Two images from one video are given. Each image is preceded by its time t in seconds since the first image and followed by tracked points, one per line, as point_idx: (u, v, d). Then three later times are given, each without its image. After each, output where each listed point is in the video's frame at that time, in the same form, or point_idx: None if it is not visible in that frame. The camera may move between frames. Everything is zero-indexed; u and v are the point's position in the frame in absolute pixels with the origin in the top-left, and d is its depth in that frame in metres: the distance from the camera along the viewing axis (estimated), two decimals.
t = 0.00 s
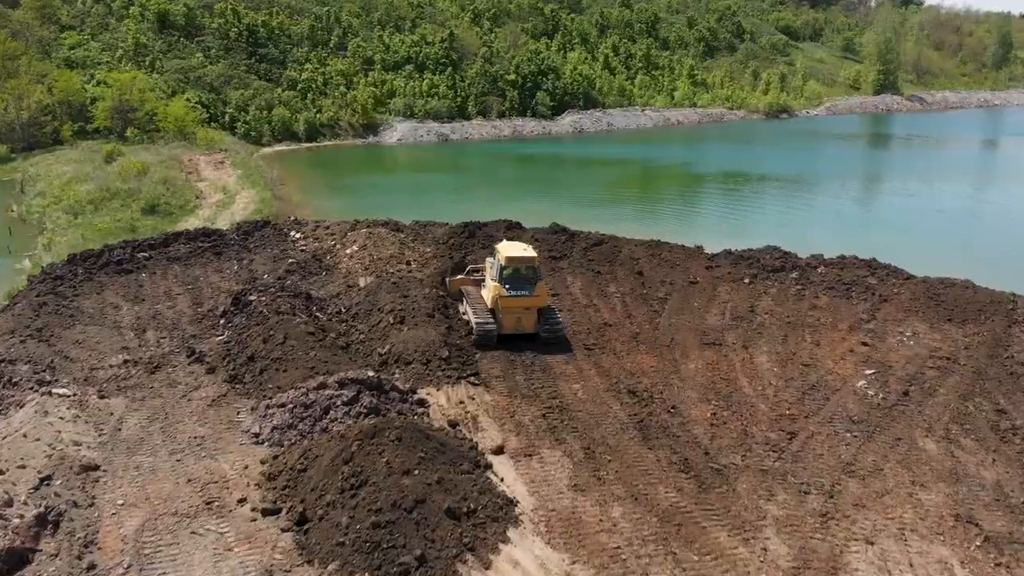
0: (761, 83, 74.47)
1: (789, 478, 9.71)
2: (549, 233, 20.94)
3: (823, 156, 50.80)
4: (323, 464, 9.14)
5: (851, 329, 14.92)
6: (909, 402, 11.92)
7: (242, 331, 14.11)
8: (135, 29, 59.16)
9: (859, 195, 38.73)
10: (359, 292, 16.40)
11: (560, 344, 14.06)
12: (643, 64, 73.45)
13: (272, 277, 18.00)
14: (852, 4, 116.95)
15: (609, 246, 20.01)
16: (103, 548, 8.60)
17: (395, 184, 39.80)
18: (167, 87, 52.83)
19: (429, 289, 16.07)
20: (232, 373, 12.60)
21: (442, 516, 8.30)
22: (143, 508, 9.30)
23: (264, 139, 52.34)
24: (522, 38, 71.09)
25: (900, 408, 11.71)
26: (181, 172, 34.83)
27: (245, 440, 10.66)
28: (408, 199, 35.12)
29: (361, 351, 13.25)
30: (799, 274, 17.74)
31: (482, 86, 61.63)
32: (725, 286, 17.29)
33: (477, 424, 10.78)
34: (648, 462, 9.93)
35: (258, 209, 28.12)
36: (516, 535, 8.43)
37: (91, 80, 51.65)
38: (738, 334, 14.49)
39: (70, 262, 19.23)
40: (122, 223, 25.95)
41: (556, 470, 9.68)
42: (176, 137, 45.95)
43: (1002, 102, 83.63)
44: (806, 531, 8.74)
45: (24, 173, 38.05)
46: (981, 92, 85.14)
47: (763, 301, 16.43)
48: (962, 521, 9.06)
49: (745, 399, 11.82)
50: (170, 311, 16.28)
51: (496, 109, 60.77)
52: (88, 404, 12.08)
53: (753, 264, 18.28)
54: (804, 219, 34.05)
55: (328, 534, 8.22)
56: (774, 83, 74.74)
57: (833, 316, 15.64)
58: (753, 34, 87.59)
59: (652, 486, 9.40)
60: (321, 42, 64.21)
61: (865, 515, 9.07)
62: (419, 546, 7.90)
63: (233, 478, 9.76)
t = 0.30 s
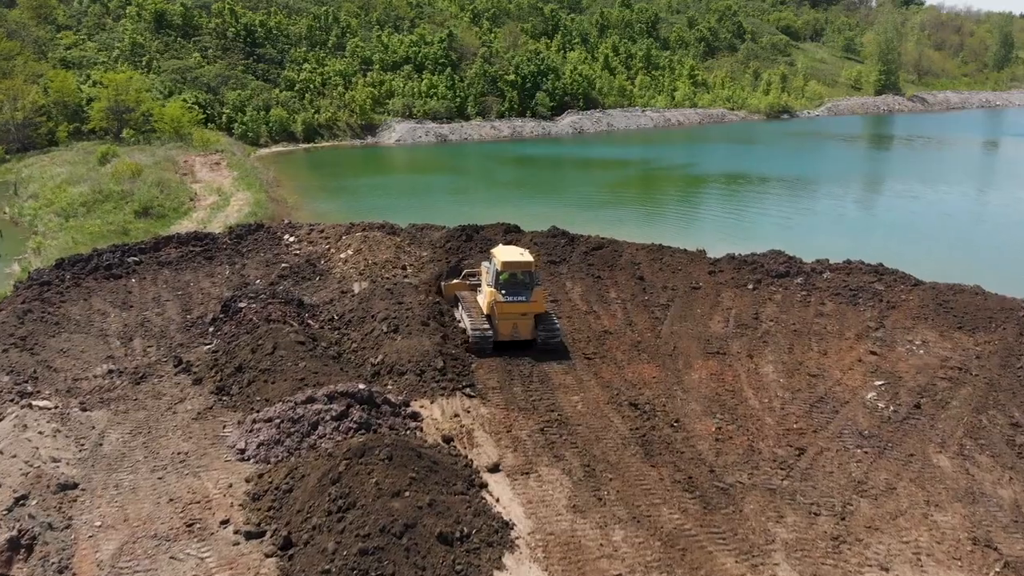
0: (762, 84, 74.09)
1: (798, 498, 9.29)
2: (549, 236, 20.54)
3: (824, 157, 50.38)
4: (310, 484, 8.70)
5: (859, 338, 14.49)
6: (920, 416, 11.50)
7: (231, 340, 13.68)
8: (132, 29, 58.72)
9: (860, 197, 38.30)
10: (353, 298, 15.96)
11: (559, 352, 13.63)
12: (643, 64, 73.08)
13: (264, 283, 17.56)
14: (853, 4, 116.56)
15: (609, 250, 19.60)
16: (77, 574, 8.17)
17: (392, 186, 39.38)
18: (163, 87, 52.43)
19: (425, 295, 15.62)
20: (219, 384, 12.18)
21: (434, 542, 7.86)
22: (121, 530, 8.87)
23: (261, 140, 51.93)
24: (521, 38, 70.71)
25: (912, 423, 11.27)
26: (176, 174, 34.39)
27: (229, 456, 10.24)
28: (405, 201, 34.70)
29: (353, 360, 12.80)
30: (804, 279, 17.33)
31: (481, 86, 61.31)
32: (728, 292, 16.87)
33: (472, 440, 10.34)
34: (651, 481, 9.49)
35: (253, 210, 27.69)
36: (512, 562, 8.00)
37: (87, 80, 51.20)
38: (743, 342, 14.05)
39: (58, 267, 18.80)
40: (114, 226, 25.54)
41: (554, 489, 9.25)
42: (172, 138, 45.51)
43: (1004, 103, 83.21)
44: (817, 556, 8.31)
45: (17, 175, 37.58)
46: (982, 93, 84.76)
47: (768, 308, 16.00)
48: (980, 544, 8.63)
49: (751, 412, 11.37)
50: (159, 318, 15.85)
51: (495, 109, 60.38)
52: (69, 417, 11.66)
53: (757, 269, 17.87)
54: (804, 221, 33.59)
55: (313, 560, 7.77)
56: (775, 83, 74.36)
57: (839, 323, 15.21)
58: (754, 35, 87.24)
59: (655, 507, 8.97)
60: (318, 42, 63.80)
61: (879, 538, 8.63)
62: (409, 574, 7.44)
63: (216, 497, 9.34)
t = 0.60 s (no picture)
0: (763, 84, 73.69)
1: (808, 520, 8.85)
2: (548, 240, 20.10)
3: (826, 158, 49.97)
4: (294, 507, 8.27)
5: (867, 346, 14.05)
6: (934, 431, 11.06)
7: (219, 349, 13.24)
8: (129, 29, 58.21)
9: (861, 198, 37.80)
10: (346, 304, 15.51)
11: (558, 361, 13.19)
12: (644, 64, 72.65)
13: (255, 288, 17.12)
14: (854, 3, 116.12)
15: (610, 254, 19.17)
16: None
17: (389, 186, 38.94)
18: (160, 87, 51.99)
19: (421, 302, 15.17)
20: (205, 396, 11.74)
21: (425, 570, 7.40)
22: (97, 554, 8.43)
23: (259, 140, 51.51)
24: (521, 38, 70.29)
25: (924, 438, 10.84)
26: (170, 175, 33.93)
27: (212, 474, 9.80)
28: (402, 202, 34.25)
29: (345, 371, 12.33)
30: (810, 284, 16.88)
31: (481, 86, 60.92)
32: (732, 298, 16.42)
33: (467, 457, 9.90)
34: (654, 501, 9.04)
35: (247, 211, 27.26)
36: None
37: (83, 80, 50.73)
38: (748, 351, 13.61)
39: (45, 272, 18.36)
40: (106, 228, 25.10)
41: (553, 511, 8.81)
42: (168, 138, 45.04)
43: (1006, 103, 82.76)
44: None
45: (10, 175, 37.09)
46: (984, 93, 84.33)
47: (773, 315, 15.55)
48: (1000, 572, 8.19)
49: (758, 427, 10.92)
50: (147, 326, 15.41)
51: (495, 109, 59.97)
52: (48, 432, 11.22)
53: (762, 274, 17.42)
54: (805, 223, 33.08)
55: None
56: (776, 83, 73.94)
57: (847, 331, 14.77)
58: (755, 35, 86.84)
59: (658, 530, 8.53)
60: (316, 42, 63.34)
61: (894, 564, 8.19)
62: None
63: (197, 519, 8.90)
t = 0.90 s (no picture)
0: (764, 84, 73.22)
1: (821, 547, 8.38)
2: (548, 244, 19.60)
3: (827, 158, 49.56)
4: (276, 534, 7.79)
5: (877, 356, 13.58)
6: (950, 448, 10.58)
7: (206, 360, 12.80)
8: (125, 29, 57.69)
9: (862, 199, 37.27)
10: (339, 312, 15.02)
11: (558, 372, 12.71)
12: (644, 63, 72.14)
13: (246, 295, 16.63)
14: (855, 3, 115.67)
15: (611, 258, 18.69)
16: None
17: (388, 188, 38.49)
18: (157, 88, 51.51)
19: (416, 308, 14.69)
20: (189, 411, 11.27)
21: None
22: None
23: (256, 141, 51.04)
24: (520, 37, 69.81)
25: (940, 456, 10.36)
26: (164, 177, 33.45)
27: (193, 495, 9.33)
28: (399, 203, 33.93)
29: (335, 383, 11.84)
30: (817, 291, 16.40)
31: (480, 86, 60.42)
32: (737, 305, 15.94)
33: (460, 477, 9.41)
34: (658, 526, 8.57)
35: (241, 214, 26.77)
36: None
37: (78, 81, 50.22)
38: (754, 361, 13.14)
39: (31, 278, 17.90)
40: (97, 231, 24.62)
41: (551, 537, 8.33)
42: (164, 139, 44.50)
43: (1009, 103, 82.28)
44: None
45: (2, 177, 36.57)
46: (986, 93, 83.79)
47: (779, 323, 15.07)
48: None
49: (767, 443, 10.43)
50: (133, 334, 14.94)
51: (494, 109, 59.49)
52: (25, 449, 10.75)
53: (768, 280, 16.93)
54: (806, 224, 32.55)
55: None
56: (777, 83, 73.48)
57: (856, 340, 14.29)
58: (756, 34, 86.37)
59: (663, 559, 8.06)
60: (315, 42, 62.85)
61: None
62: None
63: (175, 545, 8.43)
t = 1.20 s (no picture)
0: (765, 84, 72.72)
1: None
2: (547, 249, 19.11)
3: (827, 159, 49.14)
4: (255, 566, 7.29)
5: (889, 368, 13.08)
6: (968, 467, 10.09)
7: (190, 373, 12.31)
8: (121, 28, 57.12)
9: (863, 200, 36.75)
10: (330, 320, 14.50)
11: (557, 383, 12.19)
12: (644, 63, 71.63)
13: (235, 303, 16.12)
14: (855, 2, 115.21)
15: (611, 263, 18.18)
16: None
17: (385, 189, 38.04)
18: (152, 88, 50.98)
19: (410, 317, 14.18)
20: (171, 428, 10.77)
21: None
22: None
23: (253, 141, 50.53)
24: (520, 37, 69.28)
25: (959, 476, 9.87)
26: (158, 178, 32.93)
27: (171, 520, 8.83)
28: (398, 204, 33.59)
29: (324, 397, 11.32)
30: (825, 297, 15.90)
31: (479, 86, 59.91)
32: (742, 313, 15.42)
33: (454, 501, 8.91)
34: (663, 555, 8.08)
35: (235, 217, 26.25)
36: None
37: (73, 81, 49.67)
38: (761, 373, 12.64)
39: (14, 284, 17.39)
40: (86, 235, 24.09)
41: (550, 568, 7.83)
42: (159, 140, 43.91)
43: (1011, 103, 81.81)
44: None
45: None
46: (987, 93, 83.32)
47: (786, 331, 14.56)
48: None
49: (776, 462, 9.93)
50: (117, 343, 14.43)
51: (493, 109, 58.96)
52: None
53: (773, 286, 16.43)
54: (805, 225, 32.07)
55: None
56: (778, 83, 72.99)
57: (866, 349, 13.78)
58: (757, 34, 85.83)
59: None
60: (313, 41, 62.32)
61: None
62: None
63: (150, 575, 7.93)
